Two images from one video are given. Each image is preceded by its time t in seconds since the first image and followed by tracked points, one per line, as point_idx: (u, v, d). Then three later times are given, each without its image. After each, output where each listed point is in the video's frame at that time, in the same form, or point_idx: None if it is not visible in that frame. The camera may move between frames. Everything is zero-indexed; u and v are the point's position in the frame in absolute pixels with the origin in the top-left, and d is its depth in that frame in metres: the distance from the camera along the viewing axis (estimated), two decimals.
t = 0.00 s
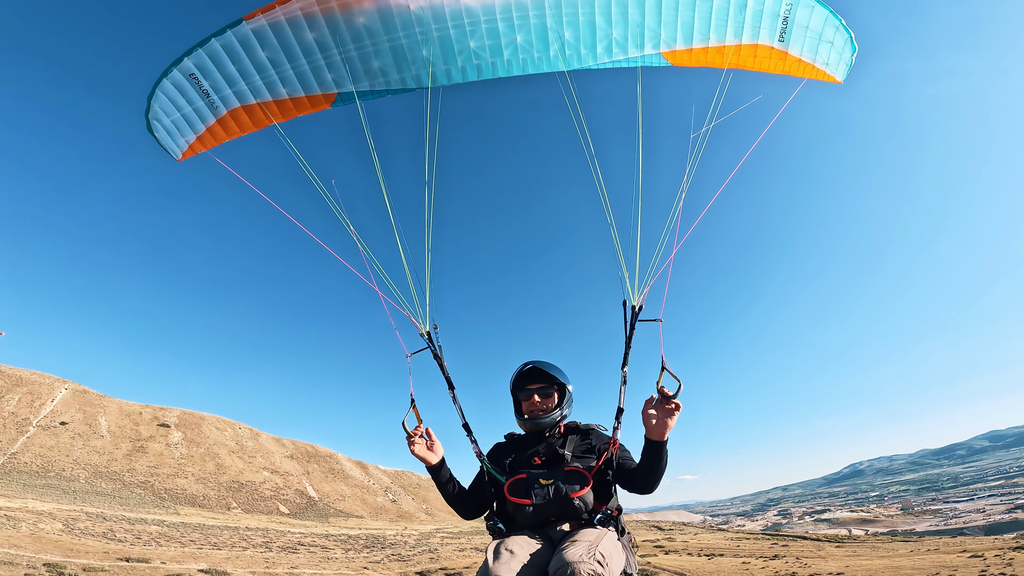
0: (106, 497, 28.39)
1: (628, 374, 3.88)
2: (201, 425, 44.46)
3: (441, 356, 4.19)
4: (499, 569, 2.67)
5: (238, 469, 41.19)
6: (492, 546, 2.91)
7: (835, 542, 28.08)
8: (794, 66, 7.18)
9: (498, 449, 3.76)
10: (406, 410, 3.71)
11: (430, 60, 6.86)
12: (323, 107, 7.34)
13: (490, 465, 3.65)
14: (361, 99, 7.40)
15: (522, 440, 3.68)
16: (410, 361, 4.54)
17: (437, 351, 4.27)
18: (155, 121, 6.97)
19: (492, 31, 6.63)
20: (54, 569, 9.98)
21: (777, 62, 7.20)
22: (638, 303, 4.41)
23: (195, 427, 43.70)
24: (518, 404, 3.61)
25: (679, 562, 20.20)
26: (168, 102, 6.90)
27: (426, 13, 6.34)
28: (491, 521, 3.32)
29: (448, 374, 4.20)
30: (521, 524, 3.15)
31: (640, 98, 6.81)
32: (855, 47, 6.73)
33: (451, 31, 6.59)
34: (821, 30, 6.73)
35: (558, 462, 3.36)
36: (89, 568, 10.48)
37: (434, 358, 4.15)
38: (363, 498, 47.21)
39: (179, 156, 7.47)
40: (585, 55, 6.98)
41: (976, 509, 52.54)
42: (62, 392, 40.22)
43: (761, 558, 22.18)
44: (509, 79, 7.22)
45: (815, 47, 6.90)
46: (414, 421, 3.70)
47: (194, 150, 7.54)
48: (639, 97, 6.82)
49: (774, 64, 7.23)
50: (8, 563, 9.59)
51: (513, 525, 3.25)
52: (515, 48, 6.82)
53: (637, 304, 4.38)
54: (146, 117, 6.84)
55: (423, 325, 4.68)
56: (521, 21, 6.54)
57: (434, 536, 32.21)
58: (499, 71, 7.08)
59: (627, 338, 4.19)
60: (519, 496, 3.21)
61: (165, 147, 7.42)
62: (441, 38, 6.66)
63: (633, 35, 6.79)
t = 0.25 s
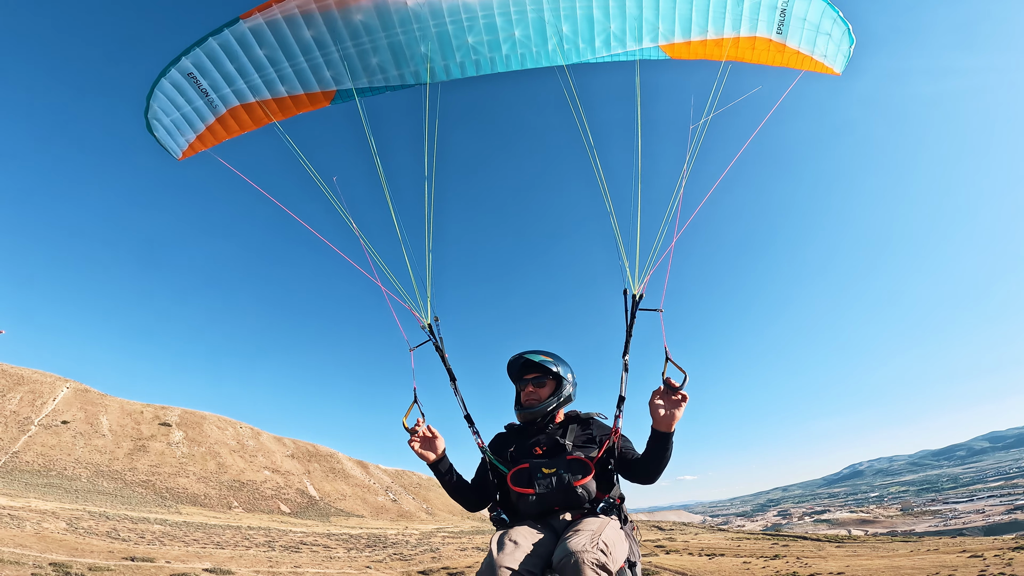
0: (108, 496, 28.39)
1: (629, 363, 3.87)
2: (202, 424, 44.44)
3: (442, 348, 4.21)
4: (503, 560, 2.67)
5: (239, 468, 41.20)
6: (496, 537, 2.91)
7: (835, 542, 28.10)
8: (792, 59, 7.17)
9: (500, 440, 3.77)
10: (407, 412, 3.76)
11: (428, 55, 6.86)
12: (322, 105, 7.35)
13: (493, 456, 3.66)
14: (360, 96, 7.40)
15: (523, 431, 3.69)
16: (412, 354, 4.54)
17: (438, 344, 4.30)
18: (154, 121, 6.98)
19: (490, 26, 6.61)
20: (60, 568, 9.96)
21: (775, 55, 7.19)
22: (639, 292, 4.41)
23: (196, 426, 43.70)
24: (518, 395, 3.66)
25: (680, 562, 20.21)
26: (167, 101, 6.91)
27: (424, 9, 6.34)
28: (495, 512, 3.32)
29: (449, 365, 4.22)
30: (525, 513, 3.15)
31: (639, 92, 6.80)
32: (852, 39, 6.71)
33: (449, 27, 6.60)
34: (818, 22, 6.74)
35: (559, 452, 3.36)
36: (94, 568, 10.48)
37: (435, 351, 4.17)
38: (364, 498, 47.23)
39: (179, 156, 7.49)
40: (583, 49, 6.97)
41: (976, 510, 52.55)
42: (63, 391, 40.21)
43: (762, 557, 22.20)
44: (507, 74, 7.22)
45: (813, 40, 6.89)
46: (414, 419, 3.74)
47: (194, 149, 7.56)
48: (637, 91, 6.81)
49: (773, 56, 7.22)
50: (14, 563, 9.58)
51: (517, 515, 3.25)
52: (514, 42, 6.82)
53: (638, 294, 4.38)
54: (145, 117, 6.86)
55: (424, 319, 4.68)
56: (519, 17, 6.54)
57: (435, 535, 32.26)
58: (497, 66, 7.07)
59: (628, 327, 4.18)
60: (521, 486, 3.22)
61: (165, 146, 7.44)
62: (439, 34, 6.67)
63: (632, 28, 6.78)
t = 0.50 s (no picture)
0: (109, 495, 28.38)
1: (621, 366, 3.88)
2: (203, 424, 44.44)
3: (435, 352, 4.23)
4: (494, 564, 2.67)
5: (240, 468, 41.21)
6: (487, 541, 2.91)
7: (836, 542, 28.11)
8: (789, 54, 7.17)
9: (492, 444, 3.77)
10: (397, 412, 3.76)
11: (424, 54, 6.87)
12: (318, 105, 7.35)
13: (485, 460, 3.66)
14: (356, 95, 7.41)
15: (516, 434, 3.69)
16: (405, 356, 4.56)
17: (431, 347, 4.32)
18: (150, 123, 7.00)
19: (486, 24, 6.62)
20: (66, 568, 9.97)
21: (772, 50, 7.19)
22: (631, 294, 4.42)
23: (197, 426, 43.71)
24: (512, 398, 3.66)
25: (682, 562, 20.22)
26: (162, 103, 6.92)
27: (419, 8, 6.35)
28: (487, 515, 3.32)
29: (442, 368, 4.23)
30: (516, 517, 3.16)
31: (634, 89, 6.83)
32: (849, 34, 6.71)
33: (444, 25, 6.60)
34: (815, 18, 6.71)
35: (552, 455, 3.36)
36: (99, 567, 10.50)
37: (428, 354, 4.18)
38: (364, 497, 47.23)
39: (176, 157, 7.50)
40: (580, 45, 6.99)
41: (976, 510, 52.55)
42: (65, 390, 40.21)
43: (763, 558, 22.22)
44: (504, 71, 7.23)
45: (810, 35, 6.88)
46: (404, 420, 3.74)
47: (191, 150, 7.58)
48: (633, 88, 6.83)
49: (770, 51, 7.22)
50: (20, 563, 9.59)
51: (508, 519, 3.25)
52: (510, 40, 6.81)
53: (630, 295, 4.38)
54: (140, 119, 6.88)
55: (418, 321, 4.68)
56: (514, 14, 6.52)
57: (436, 534, 32.28)
58: (493, 63, 7.09)
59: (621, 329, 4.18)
60: (514, 490, 3.21)
61: (162, 148, 7.46)
62: (434, 32, 6.67)
63: (628, 23, 6.77)
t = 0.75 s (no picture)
0: (110, 494, 28.37)
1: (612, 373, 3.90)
2: (204, 423, 44.43)
3: (427, 355, 4.23)
4: (483, 568, 2.67)
5: (240, 467, 41.21)
6: (477, 546, 2.91)
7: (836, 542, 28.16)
8: (785, 51, 7.18)
9: (484, 448, 3.78)
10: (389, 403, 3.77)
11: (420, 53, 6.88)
12: (315, 106, 7.35)
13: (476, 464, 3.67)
14: (353, 96, 7.41)
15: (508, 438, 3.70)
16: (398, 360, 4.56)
17: (424, 351, 4.32)
18: (147, 126, 7.01)
19: (482, 23, 6.61)
20: (70, 568, 9.98)
21: (769, 47, 7.19)
22: (623, 300, 4.43)
23: (197, 425, 43.71)
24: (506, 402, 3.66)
25: (682, 562, 20.26)
26: (158, 106, 6.93)
27: (415, 8, 6.34)
28: (477, 519, 3.32)
29: (434, 372, 4.23)
30: (507, 522, 3.15)
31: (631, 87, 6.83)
32: (846, 32, 6.76)
33: (440, 25, 6.61)
34: (811, 15, 6.72)
35: (543, 461, 3.36)
36: (103, 567, 10.51)
37: (420, 358, 4.20)
38: (364, 497, 47.22)
39: (173, 159, 7.52)
40: (576, 44, 6.96)
41: (975, 511, 52.63)
42: (65, 389, 40.19)
43: (762, 558, 22.26)
44: (500, 70, 7.23)
45: (806, 32, 6.89)
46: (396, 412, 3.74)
47: (188, 153, 7.59)
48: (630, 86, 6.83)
49: (766, 48, 7.22)
50: (25, 563, 9.59)
51: (499, 524, 3.25)
52: (506, 39, 6.80)
53: (622, 301, 4.40)
54: (137, 122, 6.89)
55: (410, 324, 4.70)
56: (511, 13, 6.50)
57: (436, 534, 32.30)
58: (490, 62, 7.08)
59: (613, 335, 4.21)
60: (504, 495, 3.22)
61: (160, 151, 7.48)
62: (430, 31, 6.67)
63: (624, 22, 6.78)
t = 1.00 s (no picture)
0: (110, 494, 28.34)
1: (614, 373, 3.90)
2: (203, 423, 44.38)
3: (430, 359, 4.23)
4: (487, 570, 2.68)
5: (240, 467, 41.17)
6: (480, 548, 2.91)
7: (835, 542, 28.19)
8: (789, 49, 7.17)
9: (487, 450, 3.77)
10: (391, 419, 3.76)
11: (421, 53, 6.89)
12: (316, 105, 7.36)
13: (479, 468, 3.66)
14: (354, 96, 7.41)
15: (511, 440, 3.70)
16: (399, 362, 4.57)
17: (426, 354, 4.33)
18: (149, 126, 7.02)
19: (483, 22, 6.60)
20: (75, 568, 9.97)
21: (772, 45, 7.20)
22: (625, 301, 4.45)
23: (197, 424, 43.68)
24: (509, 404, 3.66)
25: (682, 562, 20.28)
26: (161, 106, 6.93)
27: (416, 8, 6.33)
28: (479, 523, 3.31)
29: (436, 376, 4.23)
30: (509, 524, 3.16)
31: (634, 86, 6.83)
32: (850, 29, 6.64)
33: (441, 24, 6.60)
34: (815, 13, 6.71)
35: (546, 461, 3.35)
36: (109, 568, 10.49)
37: (423, 361, 4.20)
38: (364, 497, 47.21)
39: (175, 160, 7.53)
40: (578, 42, 6.98)
41: (973, 512, 52.70)
42: (65, 388, 40.14)
43: (762, 558, 22.29)
44: (502, 69, 7.25)
45: (810, 30, 6.87)
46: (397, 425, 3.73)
47: (191, 153, 7.61)
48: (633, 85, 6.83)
49: (770, 46, 7.23)
50: (30, 563, 9.58)
51: (502, 526, 3.26)
52: (508, 38, 6.80)
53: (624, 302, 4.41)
54: (139, 122, 6.90)
55: (411, 327, 4.69)
56: (512, 12, 6.50)
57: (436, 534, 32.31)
58: (491, 62, 7.10)
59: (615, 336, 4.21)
60: (507, 498, 3.21)
61: (162, 151, 7.49)
62: (432, 31, 6.68)
63: (626, 21, 6.79)
